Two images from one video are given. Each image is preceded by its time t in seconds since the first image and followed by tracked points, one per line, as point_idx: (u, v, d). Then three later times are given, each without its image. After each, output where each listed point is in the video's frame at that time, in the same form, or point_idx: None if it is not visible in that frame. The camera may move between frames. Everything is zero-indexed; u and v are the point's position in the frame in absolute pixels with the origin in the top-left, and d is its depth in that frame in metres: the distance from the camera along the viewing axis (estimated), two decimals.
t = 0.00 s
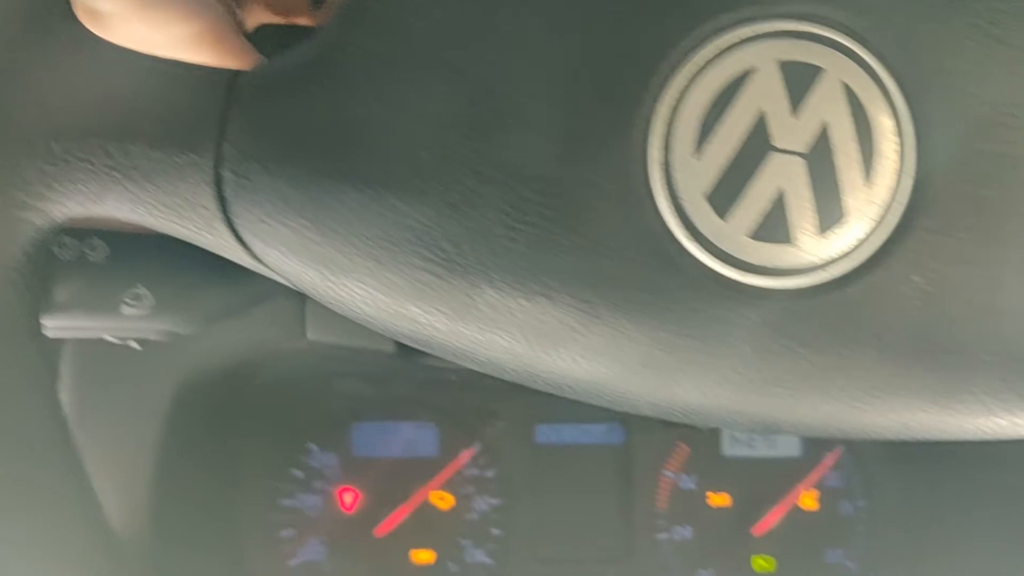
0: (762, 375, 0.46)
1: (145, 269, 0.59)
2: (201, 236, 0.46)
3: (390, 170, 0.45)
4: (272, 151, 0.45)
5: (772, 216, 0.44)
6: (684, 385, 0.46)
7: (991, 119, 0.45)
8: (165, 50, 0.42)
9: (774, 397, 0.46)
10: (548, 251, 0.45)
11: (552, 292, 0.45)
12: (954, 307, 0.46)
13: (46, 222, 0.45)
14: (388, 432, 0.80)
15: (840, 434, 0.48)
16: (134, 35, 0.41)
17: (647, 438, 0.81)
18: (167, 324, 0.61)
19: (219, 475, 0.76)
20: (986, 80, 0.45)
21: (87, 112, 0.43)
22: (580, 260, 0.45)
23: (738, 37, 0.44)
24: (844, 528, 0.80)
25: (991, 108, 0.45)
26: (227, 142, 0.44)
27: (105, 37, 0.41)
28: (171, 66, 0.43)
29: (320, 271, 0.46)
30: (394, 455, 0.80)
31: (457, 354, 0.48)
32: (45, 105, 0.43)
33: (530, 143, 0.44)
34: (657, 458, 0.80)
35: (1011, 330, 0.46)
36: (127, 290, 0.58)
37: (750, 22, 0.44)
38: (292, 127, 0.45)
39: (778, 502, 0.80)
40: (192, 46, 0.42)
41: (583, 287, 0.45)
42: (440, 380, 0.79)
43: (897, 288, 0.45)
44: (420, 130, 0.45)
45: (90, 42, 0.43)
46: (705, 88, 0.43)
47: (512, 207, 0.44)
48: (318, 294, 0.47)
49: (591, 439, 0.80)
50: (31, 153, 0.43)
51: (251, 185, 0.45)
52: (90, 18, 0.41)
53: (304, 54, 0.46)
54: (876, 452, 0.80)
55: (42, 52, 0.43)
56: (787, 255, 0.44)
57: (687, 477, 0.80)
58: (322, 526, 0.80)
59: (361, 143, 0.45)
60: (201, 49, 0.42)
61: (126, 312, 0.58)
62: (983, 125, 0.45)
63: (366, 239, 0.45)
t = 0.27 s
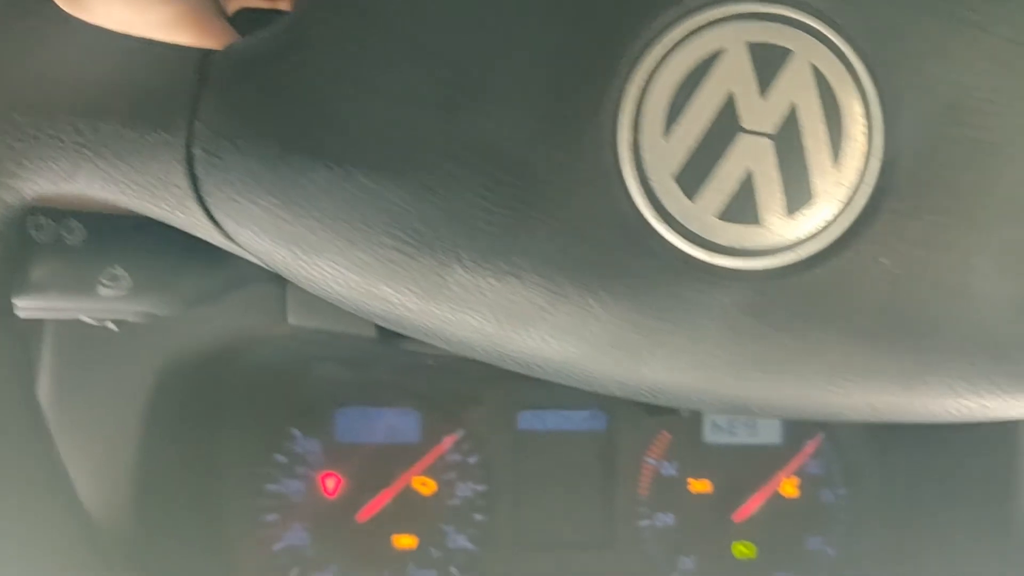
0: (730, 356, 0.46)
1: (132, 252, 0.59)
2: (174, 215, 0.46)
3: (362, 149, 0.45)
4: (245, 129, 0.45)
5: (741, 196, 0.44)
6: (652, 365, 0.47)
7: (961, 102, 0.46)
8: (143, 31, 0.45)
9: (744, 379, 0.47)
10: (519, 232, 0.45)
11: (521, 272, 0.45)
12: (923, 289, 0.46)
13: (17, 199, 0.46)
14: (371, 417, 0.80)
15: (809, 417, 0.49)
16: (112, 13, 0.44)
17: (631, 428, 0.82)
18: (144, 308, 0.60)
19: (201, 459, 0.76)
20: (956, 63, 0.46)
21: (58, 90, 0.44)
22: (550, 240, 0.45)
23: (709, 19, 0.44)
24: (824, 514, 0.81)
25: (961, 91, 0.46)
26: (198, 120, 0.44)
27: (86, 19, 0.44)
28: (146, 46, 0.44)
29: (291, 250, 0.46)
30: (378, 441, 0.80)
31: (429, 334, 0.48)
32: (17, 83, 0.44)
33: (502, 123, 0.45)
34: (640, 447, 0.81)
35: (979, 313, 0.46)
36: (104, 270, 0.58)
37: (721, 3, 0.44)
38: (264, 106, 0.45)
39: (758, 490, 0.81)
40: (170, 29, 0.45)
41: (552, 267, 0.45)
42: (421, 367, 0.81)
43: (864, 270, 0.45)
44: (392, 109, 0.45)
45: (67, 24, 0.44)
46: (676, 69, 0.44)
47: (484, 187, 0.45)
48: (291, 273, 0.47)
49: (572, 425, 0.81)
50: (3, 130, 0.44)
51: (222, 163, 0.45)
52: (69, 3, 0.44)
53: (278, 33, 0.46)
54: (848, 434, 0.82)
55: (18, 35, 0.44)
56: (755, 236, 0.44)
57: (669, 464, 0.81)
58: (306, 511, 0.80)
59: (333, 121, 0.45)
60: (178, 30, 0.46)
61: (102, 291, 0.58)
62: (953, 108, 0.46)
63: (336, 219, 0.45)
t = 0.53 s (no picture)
0: (700, 332, 0.46)
1: (108, 229, 0.59)
2: (148, 190, 0.46)
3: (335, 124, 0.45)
4: (218, 104, 0.45)
5: (712, 172, 0.44)
6: (624, 341, 0.47)
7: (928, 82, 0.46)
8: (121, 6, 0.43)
9: (711, 354, 0.47)
10: (490, 207, 0.45)
11: (494, 248, 0.46)
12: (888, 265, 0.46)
13: None
14: (356, 401, 0.81)
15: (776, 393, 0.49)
16: None
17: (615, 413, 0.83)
18: (121, 284, 0.61)
19: (183, 437, 0.79)
20: (924, 43, 0.46)
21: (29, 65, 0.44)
22: (520, 214, 0.45)
23: None
24: (812, 501, 0.81)
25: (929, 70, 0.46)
26: (172, 96, 0.45)
27: None
28: (118, 22, 0.44)
29: (265, 226, 0.46)
30: (362, 423, 0.81)
31: (404, 311, 0.48)
32: None
33: (475, 99, 0.45)
34: (625, 432, 0.82)
35: (943, 289, 0.47)
36: (81, 247, 0.58)
37: None
38: (238, 81, 0.45)
39: (741, 473, 0.81)
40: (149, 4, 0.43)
41: (524, 243, 0.45)
42: (405, 347, 0.82)
43: (831, 246, 0.46)
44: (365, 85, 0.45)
45: None
46: (646, 47, 0.44)
47: (456, 163, 0.45)
48: (265, 249, 0.47)
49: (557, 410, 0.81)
50: None
51: (195, 139, 0.45)
52: None
53: (252, 8, 0.46)
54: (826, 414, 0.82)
55: None
56: (725, 213, 0.45)
57: (653, 449, 0.82)
58: (285, 493, 0.80)
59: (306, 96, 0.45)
60: (156, 6, 0.44)
61: (80, 269, 0.59)
62: (922, 88, 0.46)
63: (310, 194, 0.45)
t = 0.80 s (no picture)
0: (674, 306, 0.47)
1: (89, 202, 0.59)
2: (127, 161, 0.47)
3: (312, 97, 0.45)
4: (197, 76, 0.45)
5: (686, 146, 0.45)
6: (600, 315, 0.47)
7: (899, 60, 0.47)
8: None
9: (685, 327, 0.47)
10: (466, 179, 0.46)
11: (470, 220, 0.46)
12: (859, 239, 0.47)
13: None
14: (343, 382, 0.85)
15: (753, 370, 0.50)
16: None
17: (601, 396, 0.86)
18: (104, 259, 0.63)
19: (168, 419, 0.83)
20: (896, 20, 0.47)
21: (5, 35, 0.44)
22: (493, 186, 0.46)
23: None
24: (795, 481, 0.86)
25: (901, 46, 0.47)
26: (150, 69, 0.45)
27: None
28: None
29: (243, 198, 0.46)
30: (350, 403, 0.85)
31: (382, 285, 0.48)
32: None
33: (451, 73, 0.45)
34: (610, 413, 0.86)
35: (916, 264, 0.47)
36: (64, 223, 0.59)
37: None
38: (216, 53, 0.45)
39: (724, 456, 0.86)
40: None
41: (500, 216, 0.46)
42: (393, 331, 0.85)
43: (802, 220, 0.46)
44: (343, 58, 0.45)
45: None
46: (620, 21, 0.45)
47: (432, 136, 0.45)
48: (244, 222, 0.47)
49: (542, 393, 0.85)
50: None
51: (174, 111, 0.46)
52: None
53: None
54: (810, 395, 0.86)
55: None
56: (699, 186, 0.45)
57: (637, 431, 0.86)
58: (272, 473, 0.85)
59: (284, 69, 0.45)
60: None
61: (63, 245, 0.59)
62: (892, 65, 0.47)
63: (287, 166, 0.46)
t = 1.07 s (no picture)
0: (655, 280, 0.47)
1: (79, 178, 0.60)
2: (113, 133, 0.48)
3: (297, 69, 0.46)
4: (182, 47, 0.46)
5: (667, 119, 0.45)
6: (581, 288, 0.47)
7: (879, 37, 0.47)
8: None
9: (667, 300, 0.48)
10: (449, 152, 0.46)
11: (453, 192, 0.46)
12: (841, 213, 0.47)
13: None
14: (335, 363, 0.87)
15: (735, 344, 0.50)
16: None
17: (591, 378, 0.90)
18: (91, 235, 0.63)
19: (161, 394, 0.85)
20: None
21: None
22: (475, 157, 0.46)
23: None
24: (782, 463, 0.90)
25: (881, 23, 0.47)
26: (135, 42, 0.46)
27: None
28: None
29: (228, 170, 0.47)
30: (340, 384, 0.87)
31: (367, 258, 0.49)
32: None
33: (435, 46, 0.46)
34: (601, 395, 0.89)
35: (897, 239, 0.48)
36: (53, 198, 0.60)
37: None
38: (200, 25, 0.46)
39: (713, 438, 0.89)
40: None
41: (483, 188, 0.46)
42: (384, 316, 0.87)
43: (784, 193, 0.47)
44: (328, 31, 0.46)
45: None
46: None
47: (416, 109, 0.46)
48: (230, 195, 0.48)
49: (533, 374, 0.88)
50: None
51: (159, 83, 0.46)
52: None
53: None
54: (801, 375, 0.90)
55: None
56: (681, 158, 0.46)
57: (627, 413, 0.89)
58: (263, 454, 0.87)
59: (269, 41, 0.46)
60: None
61: (51, 220, 0.60)
62: (872, 42, 0.47)
63: (272, 138, 0.46)
